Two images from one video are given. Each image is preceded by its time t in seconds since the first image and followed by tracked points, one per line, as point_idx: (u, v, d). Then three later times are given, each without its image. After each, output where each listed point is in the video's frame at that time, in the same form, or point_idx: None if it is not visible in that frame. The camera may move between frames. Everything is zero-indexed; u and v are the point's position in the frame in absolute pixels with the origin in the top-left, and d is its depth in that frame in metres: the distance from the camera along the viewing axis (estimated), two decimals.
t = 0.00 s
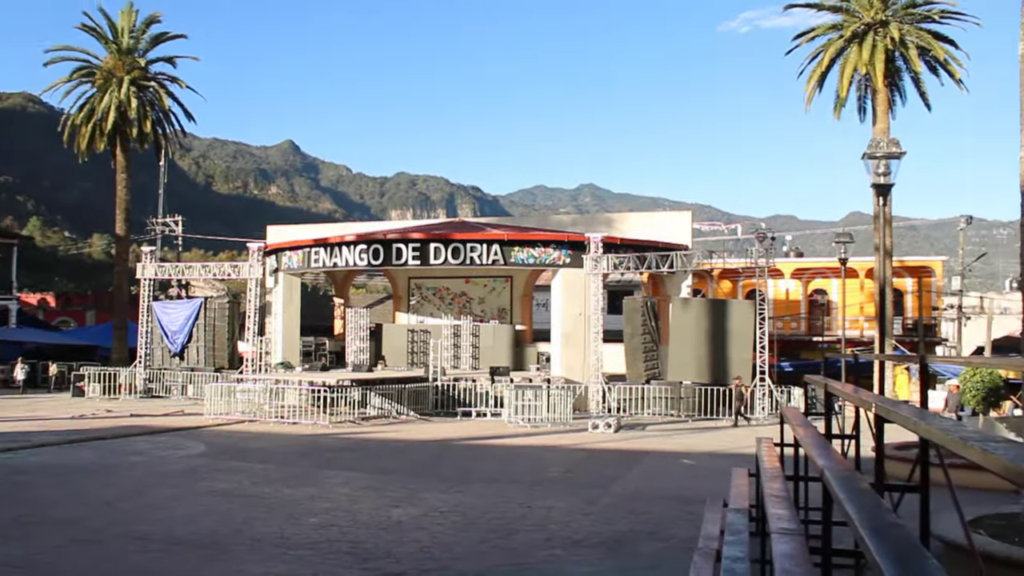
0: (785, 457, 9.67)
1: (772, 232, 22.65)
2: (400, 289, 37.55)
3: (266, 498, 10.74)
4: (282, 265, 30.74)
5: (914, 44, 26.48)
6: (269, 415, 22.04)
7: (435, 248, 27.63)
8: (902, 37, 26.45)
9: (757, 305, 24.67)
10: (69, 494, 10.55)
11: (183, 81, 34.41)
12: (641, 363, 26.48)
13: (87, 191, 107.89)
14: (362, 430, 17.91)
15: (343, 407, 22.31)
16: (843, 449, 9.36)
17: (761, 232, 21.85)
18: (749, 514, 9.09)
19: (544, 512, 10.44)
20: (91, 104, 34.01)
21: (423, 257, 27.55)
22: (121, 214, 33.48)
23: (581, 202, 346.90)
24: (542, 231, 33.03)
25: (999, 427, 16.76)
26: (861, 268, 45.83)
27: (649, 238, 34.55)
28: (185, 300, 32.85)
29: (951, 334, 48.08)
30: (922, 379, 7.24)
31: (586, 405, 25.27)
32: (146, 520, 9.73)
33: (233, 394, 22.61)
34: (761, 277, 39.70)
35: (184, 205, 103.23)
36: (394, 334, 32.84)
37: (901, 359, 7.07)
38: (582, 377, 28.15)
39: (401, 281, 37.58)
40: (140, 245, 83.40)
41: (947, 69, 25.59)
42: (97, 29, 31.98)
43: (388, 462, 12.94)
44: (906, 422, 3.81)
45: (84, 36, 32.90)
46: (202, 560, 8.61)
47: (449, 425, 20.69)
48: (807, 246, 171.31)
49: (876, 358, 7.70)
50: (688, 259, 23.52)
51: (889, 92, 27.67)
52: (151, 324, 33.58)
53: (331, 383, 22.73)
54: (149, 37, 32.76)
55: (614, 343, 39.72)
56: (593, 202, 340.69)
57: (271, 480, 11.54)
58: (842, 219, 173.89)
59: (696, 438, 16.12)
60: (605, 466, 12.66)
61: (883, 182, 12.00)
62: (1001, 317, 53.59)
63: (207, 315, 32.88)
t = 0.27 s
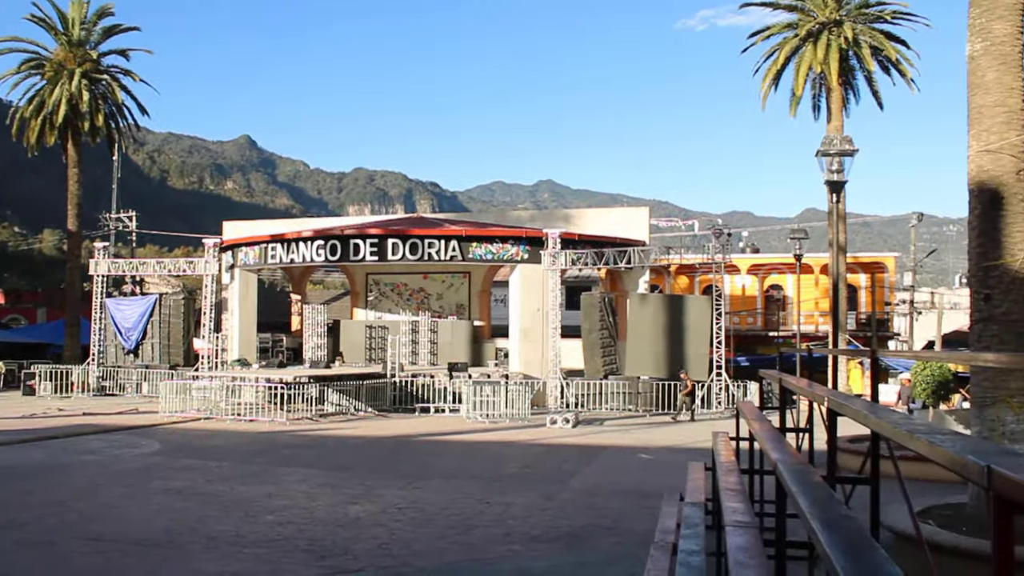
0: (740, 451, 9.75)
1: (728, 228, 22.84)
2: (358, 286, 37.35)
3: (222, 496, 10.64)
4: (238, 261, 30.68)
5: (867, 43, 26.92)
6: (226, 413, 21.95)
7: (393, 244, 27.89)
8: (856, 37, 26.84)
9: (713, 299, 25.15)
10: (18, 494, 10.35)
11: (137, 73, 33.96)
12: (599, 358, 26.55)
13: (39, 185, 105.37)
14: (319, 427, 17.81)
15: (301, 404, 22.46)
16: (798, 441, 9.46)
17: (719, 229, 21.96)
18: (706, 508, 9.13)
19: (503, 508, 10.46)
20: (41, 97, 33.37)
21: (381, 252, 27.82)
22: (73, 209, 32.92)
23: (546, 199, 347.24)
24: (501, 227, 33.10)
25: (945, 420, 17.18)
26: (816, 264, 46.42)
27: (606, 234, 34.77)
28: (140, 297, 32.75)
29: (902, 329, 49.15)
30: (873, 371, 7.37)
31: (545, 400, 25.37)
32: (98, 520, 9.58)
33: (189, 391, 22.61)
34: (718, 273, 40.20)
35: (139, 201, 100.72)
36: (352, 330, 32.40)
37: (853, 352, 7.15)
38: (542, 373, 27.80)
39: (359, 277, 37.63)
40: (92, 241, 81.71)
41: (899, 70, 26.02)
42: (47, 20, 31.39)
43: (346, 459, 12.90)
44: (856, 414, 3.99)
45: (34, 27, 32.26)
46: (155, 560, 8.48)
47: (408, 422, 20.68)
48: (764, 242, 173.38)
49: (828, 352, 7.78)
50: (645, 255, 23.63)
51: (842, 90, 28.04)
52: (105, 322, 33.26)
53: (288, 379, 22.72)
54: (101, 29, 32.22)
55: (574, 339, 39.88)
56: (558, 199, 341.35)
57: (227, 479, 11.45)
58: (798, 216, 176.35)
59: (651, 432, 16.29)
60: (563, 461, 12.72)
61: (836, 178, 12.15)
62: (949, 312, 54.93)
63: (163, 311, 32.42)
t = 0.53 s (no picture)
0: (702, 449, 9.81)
1: (693, 227, 23.08)
2: (323, 283, 37.36)
3: (185, 496, 10.55)
4: (202, 257, 30.53)
5: (830, 45, 27.30)
6: (189, 411, 21.89)
7: (358, 241, 27.87)
8: (818, 39, 27.18)
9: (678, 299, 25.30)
10: None
11: (98, 66, 33.50)
12: (563, 357, 26.58)
13: None
14: (282, 425, 17.72)
15: (265, 402, 22.13)
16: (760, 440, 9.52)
17: (683, 228, 22.20)
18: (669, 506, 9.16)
19: (467, 506, 10.47)
20: None
21: (346, 249, 27.81)
22: (32, 204, 32.41)
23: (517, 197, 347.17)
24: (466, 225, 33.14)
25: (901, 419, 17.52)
26: (779, 263, 46.88)
27: (571, 233, 34.95)
28: (103, 294, 32.22)
29: (862, 329, 49.92)
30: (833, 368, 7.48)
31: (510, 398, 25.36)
32: (56, 520, 9.44)
33: (151, 389, 22.65)
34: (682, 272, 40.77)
35: (98, 197, 98.75)
36: (318, 327, 31.92)
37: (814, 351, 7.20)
38: (506, 371, 28.04)
39: (324, 274, 37.53)
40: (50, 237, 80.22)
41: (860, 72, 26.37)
42: (6, 12, 30.83)
43: (310, 457, 12.85)
44: (817, 414, 4.02)
45: None
46: (116, 560, 8.38)
47: (372, 420, 20.66)
48: (728, 242, 175.04)
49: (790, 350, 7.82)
50: (611, 254, 23.81)
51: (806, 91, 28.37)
52: (65, 318, 32.65)
53: (251, 377, 22.43)
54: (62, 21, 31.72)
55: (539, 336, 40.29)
56: (530, 197, 341.54)
57: (189, 478, 11.35)
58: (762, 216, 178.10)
59: (614, 430, 16.42)
60: (528, 460, 12.76)
61: (799, 178, 12.31)
62: (907, 312, 55.88)
63: (126, 307, 32.07)
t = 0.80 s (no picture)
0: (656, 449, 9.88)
1: (651, 226, 23.08)
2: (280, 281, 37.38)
3: (137, 496, 10.42)
4: (157, 253, 30.32)
5: (788, 50, 27.52)
6: (142, 410, 21.61)
7: (315, 239, 27.67)
8: (776, 44, 27.39)
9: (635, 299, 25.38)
10: None
11: (50, 58, 32.83)
12: (520, 356, 26.54)
13: None
14: (236, 424, 17.55)
15: (220, 400, 21.92)
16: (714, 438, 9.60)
17: (640, 229, 22.31)
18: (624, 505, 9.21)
19: (424, 505, 10.46)
20: None
21: (304, 248, 27.61)
22: None
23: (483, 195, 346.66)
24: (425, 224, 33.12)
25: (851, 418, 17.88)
26: (735, 264, 47.43)
27: (529, 233, 35.04)
28: (52, 290, 31.86)
29: (816, 329, 50.75)
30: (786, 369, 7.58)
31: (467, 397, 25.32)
32: (3, 521, 9.27)
33: (103, 388, 22.29)
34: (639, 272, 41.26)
35: (49, 191, 96.60)
36: (273, 326, 31.78)
37: (768, 351, 7.29)
38: (463, 370, 28.02)
39: (280, 272, 37.28)
40: None
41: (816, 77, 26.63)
42: None
43: (265, 456, 12.75)
44: (771, 414, 4.11)
45: None
46: (65, 561, 8.25)
47: (328, 419, 20.57)
48: (685, 243, 176.69)
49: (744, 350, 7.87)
50: (569, 254, 23.91)
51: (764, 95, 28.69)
52: (14, 314, 32.36)
53: (206, 376, 22.28)
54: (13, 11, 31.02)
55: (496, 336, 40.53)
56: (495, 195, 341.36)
57: (141, 477, 11.21)
58: (721, 218, 180.04)
59: (569, 430, 16.53)
60: (484, 459, 12.77)
61: (756, 180, 12.47)
62: (859, 313, 56.92)
63: (76, 304, 31.90)
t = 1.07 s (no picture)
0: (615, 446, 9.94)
1: (610, 225, 23.29)
2: (238, 279, 37.32)
3: (92, 497, 10.29)
4: (112, 252, 30.01)
5: (745, 50, 27.77)
6: (97, 411, 21.41)
7: (274, 238, 27.52)
8: (733, 44, 27.63)
9: (594, 297, 25.78)
10: None
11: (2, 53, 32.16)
12: (480, 354, 26.61)
13: None
14: (192, 424, 17.36)
15: (177, 401, 21.82)
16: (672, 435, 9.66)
17: (600, 227, 22.51)
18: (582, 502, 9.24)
19: (383, 504, 10.44)
20: None
21: (262, 246, 27.48)
22: None
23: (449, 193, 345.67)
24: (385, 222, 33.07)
25: (805, 414, 18.15)
26: (694, 262, 47.86)
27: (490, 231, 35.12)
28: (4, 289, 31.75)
29: (773, 327, 51.39)
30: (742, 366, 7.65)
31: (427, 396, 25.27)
32: None
33: (57, 389, 21.96)
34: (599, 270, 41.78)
35: None
36: (231, 325, 31.59)
37: (724, 348, 7.35)
38: (423, 369, 27.74)
39: (238, 271, 37.14)
40: None
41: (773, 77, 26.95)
42: None
43: (222, 456, 12.65)
44: (726, 410, 4.18)
45: None
46: (17, 564, 8.11)
47: (286, 419, 20.46)
48: (646, 241, 177.79)
49: (700, 347, 7.95)
50: (528, 253, 24.16)
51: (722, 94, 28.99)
52: None
53: (163, 376, 22.14)
54: None
55: (457, 334, 40.59)
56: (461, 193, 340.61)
57: (95, 479, 11.06)
58: (683, 215, 181.36)
59: (527, 427, 16.60)
60: (444, 457, 12.78)
61: (713, 179, 12.59)
62: (816, 310, 57.74)
63: (29, 304, 31.84)
